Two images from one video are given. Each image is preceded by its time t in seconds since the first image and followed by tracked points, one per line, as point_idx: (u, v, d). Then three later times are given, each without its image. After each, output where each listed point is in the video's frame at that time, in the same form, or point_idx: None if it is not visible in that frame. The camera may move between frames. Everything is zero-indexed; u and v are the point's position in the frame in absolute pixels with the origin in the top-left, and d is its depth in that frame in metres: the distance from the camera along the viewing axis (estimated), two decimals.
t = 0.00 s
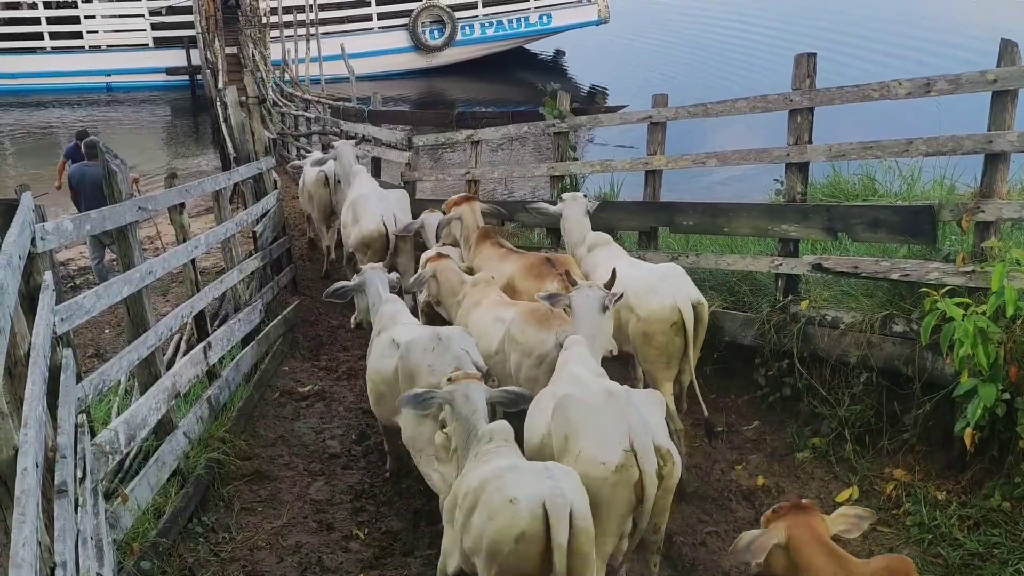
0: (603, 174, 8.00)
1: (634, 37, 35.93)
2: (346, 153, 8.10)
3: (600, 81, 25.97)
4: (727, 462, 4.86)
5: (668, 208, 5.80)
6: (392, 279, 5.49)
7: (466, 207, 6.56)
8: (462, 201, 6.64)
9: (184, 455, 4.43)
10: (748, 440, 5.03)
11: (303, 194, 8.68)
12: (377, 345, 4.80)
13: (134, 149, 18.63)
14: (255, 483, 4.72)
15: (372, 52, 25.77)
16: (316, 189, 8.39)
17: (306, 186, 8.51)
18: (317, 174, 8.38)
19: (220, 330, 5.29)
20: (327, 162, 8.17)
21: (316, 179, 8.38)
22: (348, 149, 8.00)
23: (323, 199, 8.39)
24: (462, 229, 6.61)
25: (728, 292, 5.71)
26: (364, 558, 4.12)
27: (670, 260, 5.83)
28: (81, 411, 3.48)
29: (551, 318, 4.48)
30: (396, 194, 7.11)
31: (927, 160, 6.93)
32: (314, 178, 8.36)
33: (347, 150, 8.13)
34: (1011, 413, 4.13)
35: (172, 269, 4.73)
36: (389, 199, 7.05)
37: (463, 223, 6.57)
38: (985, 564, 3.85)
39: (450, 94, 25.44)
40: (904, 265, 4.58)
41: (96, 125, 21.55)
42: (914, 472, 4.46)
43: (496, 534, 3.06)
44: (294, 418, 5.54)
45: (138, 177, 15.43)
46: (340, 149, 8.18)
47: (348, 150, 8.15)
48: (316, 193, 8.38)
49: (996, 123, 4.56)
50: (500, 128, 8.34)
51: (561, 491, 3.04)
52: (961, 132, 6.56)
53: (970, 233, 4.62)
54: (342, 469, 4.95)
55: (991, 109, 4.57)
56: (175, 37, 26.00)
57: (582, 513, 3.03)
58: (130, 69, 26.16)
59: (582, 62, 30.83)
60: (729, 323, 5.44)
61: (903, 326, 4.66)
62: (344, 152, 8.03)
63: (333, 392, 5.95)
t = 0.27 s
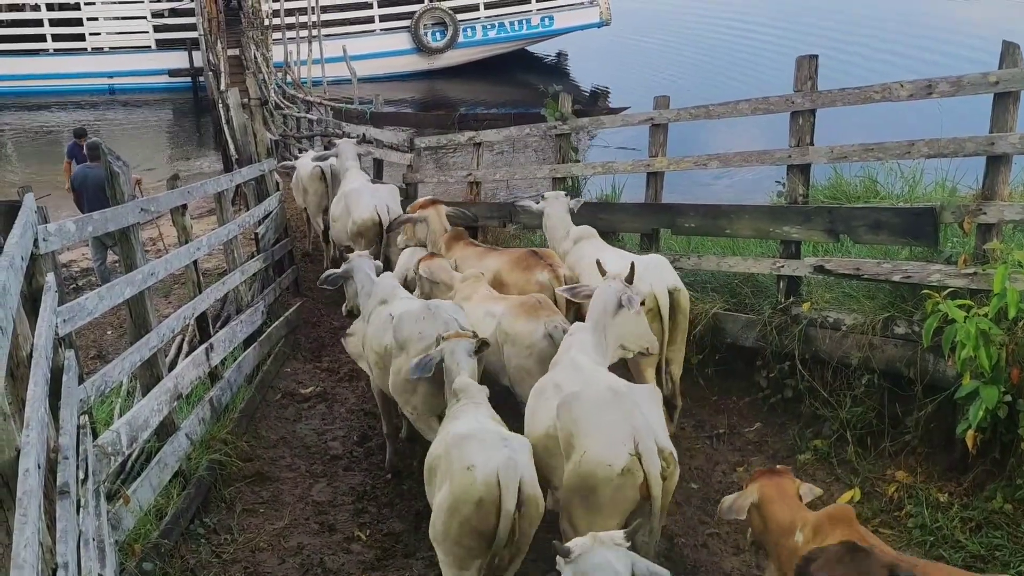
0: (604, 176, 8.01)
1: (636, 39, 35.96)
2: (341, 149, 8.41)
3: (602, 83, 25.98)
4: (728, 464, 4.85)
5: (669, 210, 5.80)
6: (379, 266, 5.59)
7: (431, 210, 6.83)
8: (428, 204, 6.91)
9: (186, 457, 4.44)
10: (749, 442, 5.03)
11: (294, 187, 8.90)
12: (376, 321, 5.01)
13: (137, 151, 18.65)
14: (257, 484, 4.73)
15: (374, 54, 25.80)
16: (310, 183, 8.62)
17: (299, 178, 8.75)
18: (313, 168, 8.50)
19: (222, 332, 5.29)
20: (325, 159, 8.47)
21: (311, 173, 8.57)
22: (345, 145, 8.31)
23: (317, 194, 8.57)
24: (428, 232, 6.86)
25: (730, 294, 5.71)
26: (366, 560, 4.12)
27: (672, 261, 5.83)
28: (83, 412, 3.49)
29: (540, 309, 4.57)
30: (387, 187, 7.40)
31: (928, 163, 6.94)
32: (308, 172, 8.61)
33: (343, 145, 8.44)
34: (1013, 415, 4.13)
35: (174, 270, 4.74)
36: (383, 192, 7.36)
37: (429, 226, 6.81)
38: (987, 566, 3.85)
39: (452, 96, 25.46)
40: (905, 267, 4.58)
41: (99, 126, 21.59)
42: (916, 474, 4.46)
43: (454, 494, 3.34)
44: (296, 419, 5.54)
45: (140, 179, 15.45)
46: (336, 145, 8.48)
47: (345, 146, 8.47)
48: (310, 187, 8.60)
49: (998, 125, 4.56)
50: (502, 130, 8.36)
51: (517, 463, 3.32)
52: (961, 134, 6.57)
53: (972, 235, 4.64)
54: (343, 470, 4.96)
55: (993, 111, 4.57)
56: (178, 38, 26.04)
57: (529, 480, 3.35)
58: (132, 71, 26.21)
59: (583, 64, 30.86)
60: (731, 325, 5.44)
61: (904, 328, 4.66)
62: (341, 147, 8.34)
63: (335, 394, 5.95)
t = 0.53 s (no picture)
0: (606, 178, 8.01)
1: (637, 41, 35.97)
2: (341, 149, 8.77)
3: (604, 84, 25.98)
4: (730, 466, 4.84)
5: (671, 211, 5.80)
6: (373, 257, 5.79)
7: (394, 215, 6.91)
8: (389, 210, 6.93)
9: (187, 458, 4.44)
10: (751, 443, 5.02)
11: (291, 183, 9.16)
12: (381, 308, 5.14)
13: (139, 152, 18.64)
14: (258, 486, 4.73)
15: (376, 55, 25.81)
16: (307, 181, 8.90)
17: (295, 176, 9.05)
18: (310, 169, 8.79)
19: (223, 333, 5.29)
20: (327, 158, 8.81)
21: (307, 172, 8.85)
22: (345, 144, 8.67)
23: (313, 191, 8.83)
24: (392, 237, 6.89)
25: (732, 295, 5.70)
26: (367, 561, 4.12)
27: (674, 263, 5.81)
28: (84, 413, 3.49)
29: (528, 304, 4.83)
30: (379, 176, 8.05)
31: (930, 164, 6.94)
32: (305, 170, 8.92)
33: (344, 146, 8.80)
34: (1015, 417, 4.11)
35: (176, 272, 4.74)
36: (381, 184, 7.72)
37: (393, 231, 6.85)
38: (990, 568, 3.83)
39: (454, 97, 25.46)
40: (907, 269, 4.57)
41: (101, 128, 21.60)
42: (918, 476, 4.45)
43: (431, 453, 3.66)
44: (297, 420, 5.54)
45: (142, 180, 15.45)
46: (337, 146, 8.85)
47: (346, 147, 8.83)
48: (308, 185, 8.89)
49: (999, 126, 4.56)
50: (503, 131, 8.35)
51: (483, 422, 3.64)
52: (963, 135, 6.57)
53: (974, 236, 4.64)
54: (345, 472, 4.95)
55: (995, 112, 4.57)
56: (180, 40, 26.06)
57: (495, 443, 3.64)
58: (134, 72, 26.22)
59: (585, 65, 30.86)
60: (733, 326, 5.43)
61: (907, 329, 4.65)
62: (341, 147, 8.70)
63: (336, 395, 5.95)
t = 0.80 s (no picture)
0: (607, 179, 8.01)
1: (639, 42, 35.96)
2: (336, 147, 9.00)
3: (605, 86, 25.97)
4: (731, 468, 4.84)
5: (673, 212, 5.80)
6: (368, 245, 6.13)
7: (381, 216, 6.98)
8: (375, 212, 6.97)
9: (188, 459, 4.44)
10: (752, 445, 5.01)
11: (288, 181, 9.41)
12: (384, 297, 5.36)
13: (140, 153, 18.66)
14: (259, 487, 4.73)
15: (377, 56, 25.81)
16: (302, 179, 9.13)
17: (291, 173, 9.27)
18: (305, 170, 8.87)
19: (225, 334, 5.30)
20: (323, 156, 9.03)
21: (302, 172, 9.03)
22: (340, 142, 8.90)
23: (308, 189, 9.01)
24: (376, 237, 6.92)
25: (733, 297, 5.70)
26: (368, 563, 4.11)
27: (675, 264, 5.81)
28: (85, 413, 3.49)
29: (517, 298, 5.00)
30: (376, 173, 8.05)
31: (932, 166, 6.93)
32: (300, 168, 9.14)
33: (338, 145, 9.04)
34: (1017, 418, 4.10)
35: (177, 273, 4.74)
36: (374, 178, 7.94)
37: (378, 232, 6.91)
38: (992, 570, 3.83)
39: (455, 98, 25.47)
40: (909, 270, 4.57)
41: (102, 129, 21.62)
42: (920, 478, 4.45)
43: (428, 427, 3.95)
44: (299, 422, 5.54)
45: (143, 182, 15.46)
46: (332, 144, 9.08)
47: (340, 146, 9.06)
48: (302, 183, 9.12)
49: (1001, 127, 4.55)
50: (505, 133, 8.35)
51: (471, 401, 3.89)
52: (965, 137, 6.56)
53: (975, 238, 4.63)
54: (346, 473, 4.95)
55: (997, 114, 4.57)
56: (181, 41, 26.08)
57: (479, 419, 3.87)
58: (136, 73, 26.24)
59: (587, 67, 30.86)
60: (735, 327, 5.43)
61: (908, 330, 4.64)
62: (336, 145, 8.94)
63: (337, 396, 5.95)
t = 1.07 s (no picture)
0: (609, 180, 8.01)
1: (641, 44, 35.97)
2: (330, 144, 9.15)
3: (607, 87, 25.97)
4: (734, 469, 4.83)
5: (675, 213, 5.80)
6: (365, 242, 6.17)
7: (377, 211, 7.07)
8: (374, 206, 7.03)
9: (189, 459, 4.45)
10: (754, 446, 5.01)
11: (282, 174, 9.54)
12: (382, 289, 5.35)
13: (143, 155, 18.68)
14: (261, 488, 4.73)
15: (380, 58, 25.83)
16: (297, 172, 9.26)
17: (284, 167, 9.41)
18: (299, 166, 8.75)
19: (227, 334, 5.31)
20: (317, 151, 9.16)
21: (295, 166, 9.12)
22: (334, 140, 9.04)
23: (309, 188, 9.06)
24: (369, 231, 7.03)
25: (735, 298, 5.70)
26: (370, 564, 4.12)
27: (677, 266, 5.81)
28: (87, 414, 3.50)
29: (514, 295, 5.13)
30: (370, 167, 8.26)
31: (934, 167, 6.92)
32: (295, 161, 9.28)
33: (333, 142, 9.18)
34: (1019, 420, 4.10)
35: (179, 274, 4.75)
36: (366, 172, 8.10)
37: (371, 227, 7.02)
38: (994, 572, 3.83)
39: (457, 100, 25.48)
40: (912, 272, 4.56)
41: (105, 130, 21.64)
42: (922, 479, 4.45)
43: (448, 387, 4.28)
44: (300, 423, 5.55)
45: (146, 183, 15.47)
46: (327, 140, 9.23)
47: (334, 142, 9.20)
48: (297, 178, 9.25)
49: (1004, 129, 4.55)
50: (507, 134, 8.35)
51: (488, 367, 4.20)
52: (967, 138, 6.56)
53: (978, 239, 4.62)
54: (347, 474, 4.96)
55: (999, 115, 4.56)
56: (184, 43, 26.11)
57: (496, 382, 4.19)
58: (138, 75, 26.28)
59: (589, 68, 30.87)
60: (737, 329, 5.42)
61: (910, 332, 4.63)
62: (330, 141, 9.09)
63: (339, 397, 5.96)
